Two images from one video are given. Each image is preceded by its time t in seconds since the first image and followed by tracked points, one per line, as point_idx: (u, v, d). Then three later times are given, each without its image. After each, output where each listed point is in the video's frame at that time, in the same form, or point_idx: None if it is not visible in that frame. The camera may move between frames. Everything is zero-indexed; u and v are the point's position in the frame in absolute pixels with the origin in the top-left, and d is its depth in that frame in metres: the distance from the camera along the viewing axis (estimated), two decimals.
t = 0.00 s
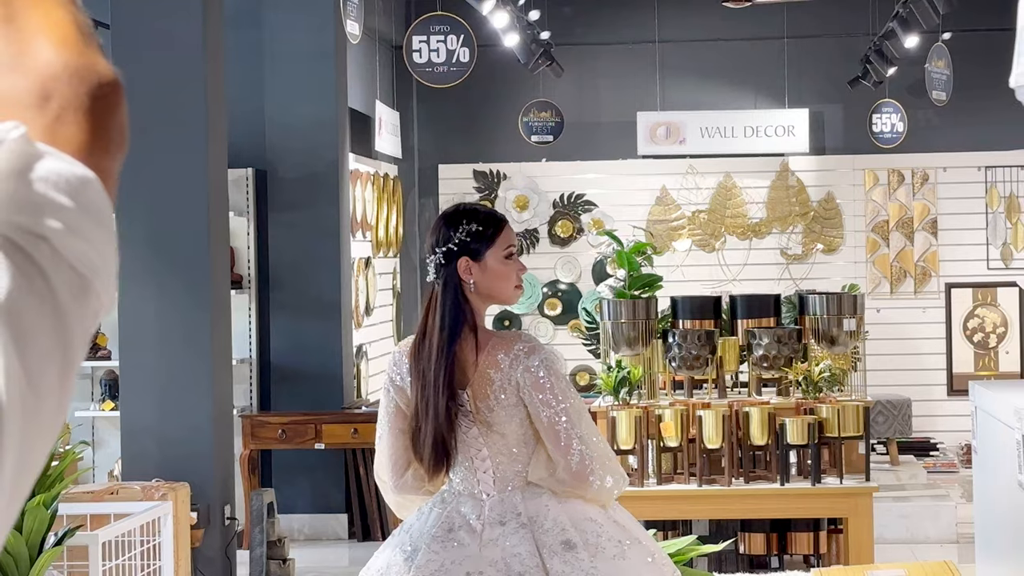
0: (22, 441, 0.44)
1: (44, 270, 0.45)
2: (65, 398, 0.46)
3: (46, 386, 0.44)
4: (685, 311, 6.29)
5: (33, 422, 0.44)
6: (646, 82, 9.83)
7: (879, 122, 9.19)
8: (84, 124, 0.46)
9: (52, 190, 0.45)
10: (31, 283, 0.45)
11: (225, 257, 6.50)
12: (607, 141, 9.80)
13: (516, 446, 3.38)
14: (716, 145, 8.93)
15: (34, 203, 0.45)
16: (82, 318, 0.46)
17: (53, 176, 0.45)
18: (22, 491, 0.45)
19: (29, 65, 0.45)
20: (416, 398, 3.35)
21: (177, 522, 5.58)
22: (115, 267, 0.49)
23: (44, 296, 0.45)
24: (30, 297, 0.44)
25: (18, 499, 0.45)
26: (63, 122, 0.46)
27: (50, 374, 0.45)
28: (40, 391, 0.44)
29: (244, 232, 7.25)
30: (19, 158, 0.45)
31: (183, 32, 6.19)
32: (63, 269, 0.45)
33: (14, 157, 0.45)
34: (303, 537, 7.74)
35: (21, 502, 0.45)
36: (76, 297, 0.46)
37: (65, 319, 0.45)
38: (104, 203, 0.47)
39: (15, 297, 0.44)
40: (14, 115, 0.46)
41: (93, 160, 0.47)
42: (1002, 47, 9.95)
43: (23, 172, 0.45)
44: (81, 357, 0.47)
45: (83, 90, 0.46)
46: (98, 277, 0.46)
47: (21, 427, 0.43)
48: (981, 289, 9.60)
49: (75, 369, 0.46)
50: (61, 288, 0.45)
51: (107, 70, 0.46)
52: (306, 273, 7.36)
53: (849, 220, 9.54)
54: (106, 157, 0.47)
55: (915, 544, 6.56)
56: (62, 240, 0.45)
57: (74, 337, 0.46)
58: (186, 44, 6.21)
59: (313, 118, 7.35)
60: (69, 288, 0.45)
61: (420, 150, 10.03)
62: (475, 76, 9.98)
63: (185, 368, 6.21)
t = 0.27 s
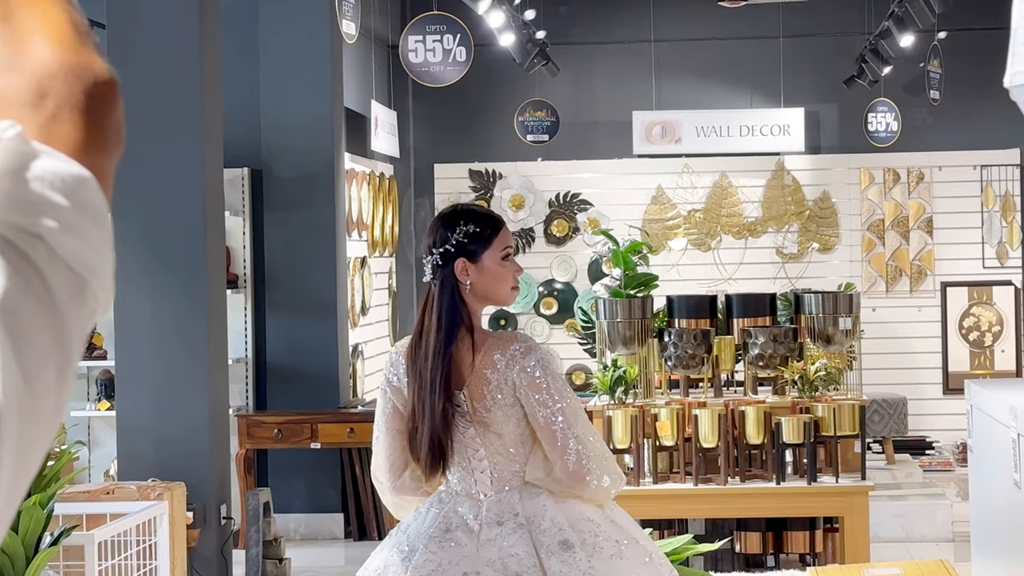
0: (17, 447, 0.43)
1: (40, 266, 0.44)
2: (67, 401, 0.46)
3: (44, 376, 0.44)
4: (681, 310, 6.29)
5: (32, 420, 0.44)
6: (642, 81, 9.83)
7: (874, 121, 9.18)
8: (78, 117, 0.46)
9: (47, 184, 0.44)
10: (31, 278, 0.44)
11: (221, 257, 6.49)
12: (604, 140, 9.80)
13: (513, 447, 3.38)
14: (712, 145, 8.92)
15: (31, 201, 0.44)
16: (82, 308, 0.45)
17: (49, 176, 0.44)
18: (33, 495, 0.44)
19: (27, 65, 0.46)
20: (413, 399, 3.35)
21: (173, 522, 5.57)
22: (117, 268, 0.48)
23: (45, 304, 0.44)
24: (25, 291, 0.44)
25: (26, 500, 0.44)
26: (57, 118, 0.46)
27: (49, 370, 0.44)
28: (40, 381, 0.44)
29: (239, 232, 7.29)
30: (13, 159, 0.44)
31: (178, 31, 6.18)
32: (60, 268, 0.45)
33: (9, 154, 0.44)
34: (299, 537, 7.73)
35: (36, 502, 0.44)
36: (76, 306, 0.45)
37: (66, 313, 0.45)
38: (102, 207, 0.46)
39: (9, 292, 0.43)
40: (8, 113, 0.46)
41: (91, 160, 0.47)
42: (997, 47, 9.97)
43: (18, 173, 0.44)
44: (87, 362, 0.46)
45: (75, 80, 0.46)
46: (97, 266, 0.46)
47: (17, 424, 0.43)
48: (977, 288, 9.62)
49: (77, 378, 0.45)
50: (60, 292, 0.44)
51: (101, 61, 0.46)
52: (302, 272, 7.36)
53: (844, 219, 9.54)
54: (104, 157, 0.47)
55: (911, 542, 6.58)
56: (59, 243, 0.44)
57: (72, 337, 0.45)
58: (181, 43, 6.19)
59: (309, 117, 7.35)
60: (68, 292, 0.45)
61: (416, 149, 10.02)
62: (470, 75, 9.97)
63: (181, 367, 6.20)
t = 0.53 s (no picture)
0: (17, 405, 0.53)
1: (33, 260, 0.53)
2: (59, 366, 0.56)
3: (38, 359, 0.54)
4: (677, 308, 6.28)
5: (27, 390, 0.53)
6: (637, 78, 9.83)
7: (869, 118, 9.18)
8: (69, 121, 0.55)
9: (43, 183, 0.53)
10: (26, 267, 0.54)
11: (216, 254, 6.49)
12: (599, 137, 9.80)
13: (510, 444, 3.37)
14: (707, 142, 8.92)
15: (25, 197, 0.52)
16: (71, 299, 0.55)
17: (41, 169, 0.52)
18: (28, 438, 0.54)
19: (18, 58, 0.53)
20: (409, 397, 3.35)
21: (169, 519, 5.57)
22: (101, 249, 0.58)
23: (33, 289, 0.54)
24: (23, 279, 0.53)
25: (25, 442, 0.54)
26: (50, 118, 0.54)
27: (41, 350, 0.54)
28: (33, 363, 0.53)
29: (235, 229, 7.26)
30: (13, 152, 0.52)
31: (173, 28, 6.17)
32: (51, 260, 0.54)
33: (8, 149, 0.52)
34: (295, 535, 7.73)
35: (29, 444, 0.55)
36: (66, 285, 0.55)
37: (56, 301, 0.54)
38: (92, 198, 0.55)
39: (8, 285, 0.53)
40: (7, 114, 0.54)
41: (83, 153, 0.55)
42: (992, 44, 9.98)
43: (13, 165, 0.52)
44: (75, 332, 0.56)
45: (70, 88, 0.54)
46: (85, 260, 0.55)
47: (18, 389, 0.53)
48: (972, 285, 9.62)
49: (67, 344, 0.55)
50: (50, 274, 0.54)
51: (94, 66, 0.54)
52: (298, 270, 7.35)
53: (839, 216, 9.55)
54: (93, 150, 0.56)
55: (907, 539, 6.59)
56: (49, 233, 0.53)
57: (61, 317, 0.55)
58: (176, 41, 6.19)
59: (304, 114, 7.34)
60: (58, 279, 0.54)
61: (411, 147, 10.02)
62: (465, 73, 9.97)
63: (176, 365, 6.19)
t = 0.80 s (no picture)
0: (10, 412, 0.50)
1: (30, 260, 0.51)
2: (56, 372, 0.53)
3: (32, 365, 0.51)
4: (673, 303, 6.29)
5: (21, 397, 0.51)
6: (634, 73, 9.82)
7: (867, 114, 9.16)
8: (67, 113, 0.52)
9: (41, 178, 0.50)
10: (21, 269, 0.51)
11: (213, 250, 6.47)
12: (596, 132, 9.79)
13: (509, 439, 3.37)
14: (704, 137, 8.91)
15: (23, 191, 0.50)
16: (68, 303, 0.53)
17: (39, 163, 0.50)
18: (20, 447, 0.52)
19: (15, 52, 0.51)
20: (408, 392, 3.34)
21: (165, 515, 5.56)
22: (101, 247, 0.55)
23: (30, 282, 0.51)
24: (17, 279, 0.51)
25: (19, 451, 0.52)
26: (47, 111, 0.52)
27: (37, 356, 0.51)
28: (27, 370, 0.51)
29: (231, 225, 7.22)
30: (9, 146, 0.49)
31: (169, 23, 6.16)
32: (48, 260, 0.51)
33: (5, 143, 0.50)
34: (292, 530, 7.73)
35: (22, 453, 0.52)
36: (63, 287, 0.52)
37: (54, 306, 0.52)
38: (89, 192, 0.52)
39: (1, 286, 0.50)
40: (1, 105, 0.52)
41: (81, 147, 0.53)
42: (988, 40, 9.98)
43: (11, 161, 0.50)
44: (72, 336, 0.54)
45: (68, 82, 0.52)
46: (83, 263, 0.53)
47: (12, 396, 0.51)
48: (969, 281, 9.63)
49: (65, 347, 0.53)
50: (47, 276, 0.51)
51: (92, 57, 0.52)
52: (294, 266, 7.35)
53: (836, 212, 9.54)
54: (92, 144, 0.53)
55: (903, 535, 6.59)
56: (46, 228, 0.51)
57: (59, 323, 0.52)
58: (173, 36, 6.17)
59: (300, 110, 7.33)
60: (55, 277, 0.52)
61: (408, 143, 10.01)
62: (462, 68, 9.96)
63: (173, 361, 6.18)
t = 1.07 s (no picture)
0: (22, 392, 0.55)
1: (33, 249, 0.55)
2: (61, 352, 0.57)
3: (41, 347, 0.55)
4: (672, 299, 6.30)
5: (30, 376, 0.55)
6: (632, 69, 9.82)
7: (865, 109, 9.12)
8: (67, 108, 0.56)
9: (44, 172, 0.54)
10: (26, 257, 0.55)
11: (211, 245, 6.48)
12: (594, 128, 9.79)
13: (509, 435, 3.37)
14: (703, 132, 8.91)
15: (26, 184, 0.54)
16: (70, 290, 0.57)
17: (42, 155, 0.54)
18: (31, 420, 0.56)
19: (14, 42, 0.54)
20: (408, 388, 3.33)
21: (164, 509, 5.56)
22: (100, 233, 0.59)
23: (34, 274, 0.55)
24: (22, 268, 0.55)
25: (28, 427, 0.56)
26: (48, 104, 0.55)
27: (44, 338, 0.55)
28: (36, 351, 0.55)
29: (229, 219, 7.19)
30: (15, 140, 0.53)
31: (167, 18, 6.15)
32: (51, 249, 0.56)
33: (8, 135, 0.53)
34: (290, 525, 7.73)
35: (32, 425, 0.56)
36: (66, 272, 0.56)
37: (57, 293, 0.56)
38: (91, 182, 0.56)
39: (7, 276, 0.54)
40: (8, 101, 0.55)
41: (81, 139, 0.56)
42: (986, 35, 9.98)
43: (14, 153, 0.54)
44: (74, 325, 0.58)
45: (67, 79, 0.55)
46: (85, 250, 0.57)
47: (21, 374, 0.55)
48: (967, 276, 9.63)
49: (70, 328, 0.57)
50: (50, 263, 0.56)
51: (93, 50, 0.55)
52: (293, 261, 7.34)
53: (835, 207, 9.54)
54: (92, 136, 0.57)
55: (902, 530, 6.59)
56: (48, 221, 0.55)
57: (63, 307, 0.57)
58: (171, 30, 6.17)
59: (298, 105, 7.33)
60: (56, 268, 0.56)
61: (406, 138, 10.00)
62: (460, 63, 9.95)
63: (171, 356, 6.19)
